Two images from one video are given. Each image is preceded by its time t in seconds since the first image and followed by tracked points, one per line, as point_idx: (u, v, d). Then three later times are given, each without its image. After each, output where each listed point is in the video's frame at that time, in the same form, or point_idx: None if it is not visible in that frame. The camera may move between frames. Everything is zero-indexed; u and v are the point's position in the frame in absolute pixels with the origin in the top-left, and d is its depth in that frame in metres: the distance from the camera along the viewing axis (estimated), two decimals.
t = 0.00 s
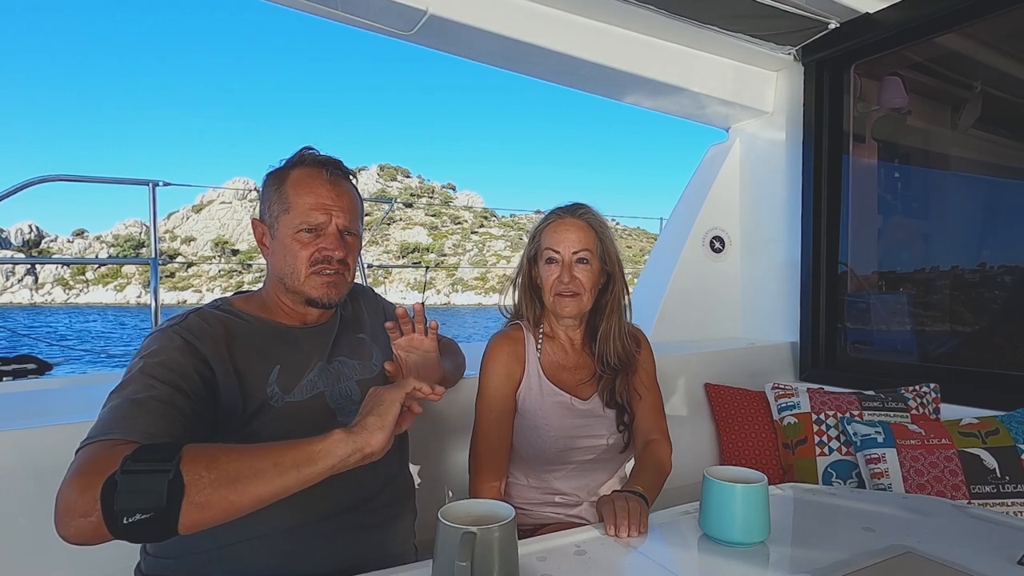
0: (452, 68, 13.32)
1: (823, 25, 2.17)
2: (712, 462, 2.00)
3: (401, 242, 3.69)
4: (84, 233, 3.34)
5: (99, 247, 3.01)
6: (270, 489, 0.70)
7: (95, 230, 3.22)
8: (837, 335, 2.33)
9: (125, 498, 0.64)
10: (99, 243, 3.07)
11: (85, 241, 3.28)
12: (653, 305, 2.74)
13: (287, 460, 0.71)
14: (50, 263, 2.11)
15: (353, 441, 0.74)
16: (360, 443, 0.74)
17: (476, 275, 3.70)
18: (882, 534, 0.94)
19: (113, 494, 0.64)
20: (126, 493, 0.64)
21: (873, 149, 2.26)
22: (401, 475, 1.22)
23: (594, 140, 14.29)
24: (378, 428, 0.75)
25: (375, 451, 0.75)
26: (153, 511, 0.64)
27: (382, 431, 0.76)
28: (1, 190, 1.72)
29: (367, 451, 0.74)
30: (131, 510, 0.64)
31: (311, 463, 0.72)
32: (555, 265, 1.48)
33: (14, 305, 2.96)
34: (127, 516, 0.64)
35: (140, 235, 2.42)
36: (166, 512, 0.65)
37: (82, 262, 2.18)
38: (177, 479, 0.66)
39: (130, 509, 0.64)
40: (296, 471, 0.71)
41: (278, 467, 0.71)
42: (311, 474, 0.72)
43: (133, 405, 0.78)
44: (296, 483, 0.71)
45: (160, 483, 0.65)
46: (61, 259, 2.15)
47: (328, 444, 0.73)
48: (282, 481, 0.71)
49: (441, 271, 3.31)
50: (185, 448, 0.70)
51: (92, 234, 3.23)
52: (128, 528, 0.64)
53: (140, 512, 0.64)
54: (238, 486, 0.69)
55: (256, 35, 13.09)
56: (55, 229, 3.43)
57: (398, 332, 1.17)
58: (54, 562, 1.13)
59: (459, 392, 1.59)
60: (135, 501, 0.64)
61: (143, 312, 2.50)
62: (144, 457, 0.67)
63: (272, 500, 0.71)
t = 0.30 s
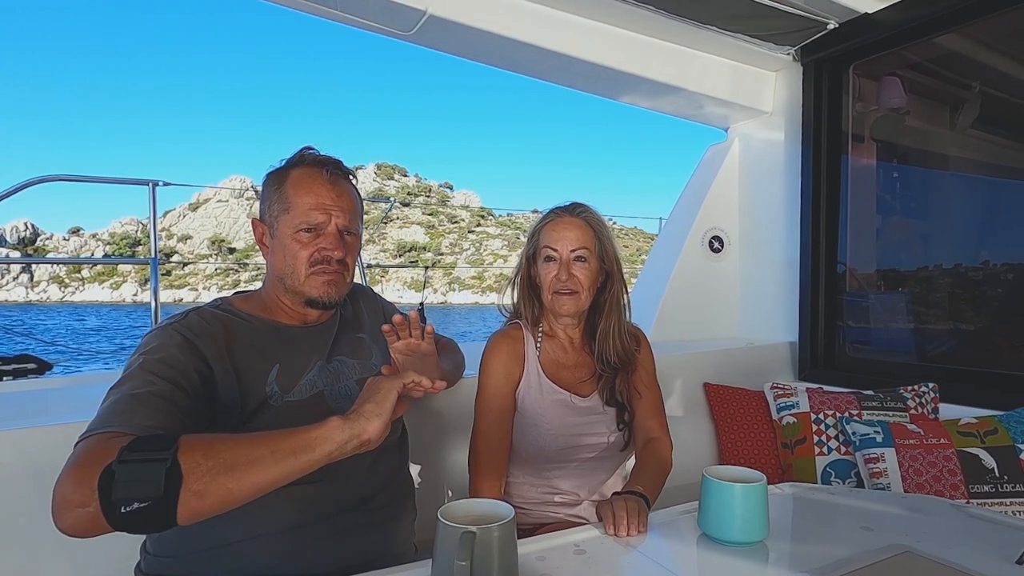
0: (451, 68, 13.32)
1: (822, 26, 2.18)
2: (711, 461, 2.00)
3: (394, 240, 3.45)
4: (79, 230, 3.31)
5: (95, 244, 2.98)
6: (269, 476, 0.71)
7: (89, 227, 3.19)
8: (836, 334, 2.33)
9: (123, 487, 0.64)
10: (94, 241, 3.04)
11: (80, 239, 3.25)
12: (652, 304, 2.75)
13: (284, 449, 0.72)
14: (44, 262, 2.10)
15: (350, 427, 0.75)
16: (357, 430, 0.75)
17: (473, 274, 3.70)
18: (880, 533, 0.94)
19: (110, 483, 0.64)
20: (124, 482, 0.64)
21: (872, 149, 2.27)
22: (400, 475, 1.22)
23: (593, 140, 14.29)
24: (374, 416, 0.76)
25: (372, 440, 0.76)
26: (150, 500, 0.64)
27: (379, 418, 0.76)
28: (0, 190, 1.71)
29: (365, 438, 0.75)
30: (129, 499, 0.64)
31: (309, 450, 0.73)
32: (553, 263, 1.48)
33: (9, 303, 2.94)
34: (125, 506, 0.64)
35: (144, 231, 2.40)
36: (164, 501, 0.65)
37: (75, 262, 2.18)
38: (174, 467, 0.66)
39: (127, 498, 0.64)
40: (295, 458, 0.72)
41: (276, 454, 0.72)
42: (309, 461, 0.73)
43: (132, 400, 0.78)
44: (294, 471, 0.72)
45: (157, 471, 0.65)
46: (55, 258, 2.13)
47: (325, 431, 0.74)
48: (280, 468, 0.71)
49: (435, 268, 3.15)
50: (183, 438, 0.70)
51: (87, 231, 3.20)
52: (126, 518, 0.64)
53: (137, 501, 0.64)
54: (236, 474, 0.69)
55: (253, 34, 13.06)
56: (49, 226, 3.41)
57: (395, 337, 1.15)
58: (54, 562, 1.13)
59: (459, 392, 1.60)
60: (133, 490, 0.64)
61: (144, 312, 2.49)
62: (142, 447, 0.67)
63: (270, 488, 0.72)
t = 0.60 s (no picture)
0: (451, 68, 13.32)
1: (821, 26, 2.18)
2: (709, 461, 2.01)
3: (392, 238, 3.67)
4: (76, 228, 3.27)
5: (91, 242, 2.95)
6: (261, 471, 0.70)
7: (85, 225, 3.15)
8: (834, 334, 2.33)
9: (115, 477, 0.64)
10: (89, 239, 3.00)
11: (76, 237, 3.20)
12: (651, 304, 2.75)
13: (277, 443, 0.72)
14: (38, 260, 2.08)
15: (345, 425, 0.74)
16: (352, 428, 0.75)
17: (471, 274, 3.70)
18: (880, 533, 0.94)
19: (102, 474, 0.65)
20: (115, 472, 0.64)
21: (871, 149, 2.27)
22: (400, 475, 1.22)
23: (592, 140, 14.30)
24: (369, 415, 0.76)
25: (366, 438, 0.76)
26: (140, 491, 0.64)
27: (374, 416, 0.77)
28: None
29: (359, 436, 0.75)
30: (119, 489, 0.64)
31: (303, 446, 0.72)
32: (552, 262, 1.48)
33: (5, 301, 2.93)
34: (115, 496, 0.64)
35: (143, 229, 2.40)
36: (155, 492, 0.65)
37: (70, 262, 2.18)
38: (166, 459, 0.66)
39: (118, 488, 0.64)
40: (288, 453, 0.72)
41: (270, 449, 0.71)
42: (302, 457, 0.72)
43: (127, 393, 0.79)
44: (287, 467, 0.72)
45: (149, 462, 0.65)
46: (50, 257, 2.11)
47: (320, 427, 0.74)
48: (272, 464, 0.71)
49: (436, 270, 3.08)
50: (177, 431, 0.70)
51: (83, 229, 3.16)
52: (115, 508, 0.64)
53: (128, 491, 0.64)
54: (228, 467, 0.69)
55: (251, 34, 13.04)
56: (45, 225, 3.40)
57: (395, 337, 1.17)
58: (54, 562, 1.13)
59: (458, 392, 1.60)
60: (123, 480, 0.64)
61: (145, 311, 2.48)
62: (135, 437, 0.67)
63: (262, 484, 0.71)
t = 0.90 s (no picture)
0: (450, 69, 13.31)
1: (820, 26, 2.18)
2: (708, 460, 2.01)
3: (390, 239, 3.65)
4: (73, 226, 3.24)
5: (88, 241, 2.93)
6: (258, 444, 0.70)
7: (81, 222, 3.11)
8: (833, 334, 2.34)
9: (111, 436, 0.64)
10: (87, 238, 2.98)
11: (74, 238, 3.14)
12: (650, 304, 2.75)
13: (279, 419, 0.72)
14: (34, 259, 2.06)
15: (346, 404, 0.75)
16: (352, 409, 0.75)
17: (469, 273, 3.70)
18: (878, 532, 0.94)
19: (96, 435, 0.65)
20: (111, 431, 0.65)
21: (870, 149, 2.27)
22: (399, 474, 1.22)
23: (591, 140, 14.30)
24: (370, 398, 0.76)
25: (367, 423, 0.76)
26: (134, 452, 0.65)
27: (376, 397, 0.77)
28: None
29: (360, 418, 0.75)
30: (112, 448, 0.64)
31: (303, 421, 0.72)
32: (549, 261, 1.49)
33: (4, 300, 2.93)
34: (108, 455, 0.64)
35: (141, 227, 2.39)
36: (148, 455, 0.65)
37: (68, 261, 2.17)
38: (163, 422, 0.67)
39: (113, 447, 0.64)
40: (287, 429, 0.72)
41: (270, 423, 0.72)
42: (302, 433, 0.72)
43: (126, 371, 0.80)
44: (285, 441, 0.71)
45: (145, 423, 0.66)
46: (45, 257, 2.09)
47: (322, 405, 0.74)
48: (270, 437, 0.71)
49: (434, 270, 3.07)
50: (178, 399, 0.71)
51: (80, 227, 3.12)
52: (108, 467, 0.64)
53: (122, 451, 0.64)
54: (225, 437, 0.69)
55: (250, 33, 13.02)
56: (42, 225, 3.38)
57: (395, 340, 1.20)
58: (53, 563, 1.13)
59: (457, 392, 1.60)
60: (118, 439, 0.64)
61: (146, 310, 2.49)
62: (135, 401, 0.68)
63: (258, 457, 0.71)
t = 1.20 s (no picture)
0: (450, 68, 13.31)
1: (818, 27, 2.18)
2: (706, 460, 2.01)
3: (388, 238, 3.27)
4: (69, 226, 3.23)
5: (86, 241, 2.93)
6: (179, 416, 0.69)
7: (77, 222, 3.09)
8: (832, 334, 2.34)
9: (40, 449, 0.69)
10: (84, 238, 2.97)
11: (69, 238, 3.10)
12: (649, 304, 2.75)
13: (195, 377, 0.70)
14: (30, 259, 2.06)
15: (259, 345, 0.70)
16: (266, 347, 0.70)
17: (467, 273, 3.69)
18: (876, 531, 0.95)
19: (32, 451, 0.70)
20: (41, 444, 0.69)
21: (869, 149, 2.27)
22: (399, 474, 1.22)
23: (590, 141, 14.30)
24: (287, 330, 0.69)
25: (293, 354, 0.70)
26: (60, 457, 0.68)
27: (293, 332, 0.70)
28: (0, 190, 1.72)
29: (280, 353, 0.69)
30: (43, 461, 0.69)
31: (215, 380, 0.70)
32: (543, 256, 1.50)
33: None
34: (43, 466, 0.68)
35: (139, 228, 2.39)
36: (75, 453, 0.68)
37: (65, 261, 2.17)
38: (77, 421, 0.69)
39: (41, 460, 0.69)
40: (200, 391, 0.70)
41: (180, 389, 0.69)
42: (219, 388, 0.70)
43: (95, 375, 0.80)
44: (205, 402, 0.70)
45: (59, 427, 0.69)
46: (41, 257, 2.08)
47: (233, 355, 0.70)
48: (188, 404, 0.69)
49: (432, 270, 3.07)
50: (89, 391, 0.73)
51: (76, 227, 3.11)
52: (48, 478, 0.69)
53: (50, 459, 0.68)
54: (142, 416, 0.69)
55: (248, 33, 13.01)
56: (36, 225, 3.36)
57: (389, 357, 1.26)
58: (54, 563, 1.13)
59: (456, 392, 1.60)
60: (47, 449, 0.69)
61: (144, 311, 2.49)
62: (55, 409, 0.72)
63: (187, 427, 0.70)
